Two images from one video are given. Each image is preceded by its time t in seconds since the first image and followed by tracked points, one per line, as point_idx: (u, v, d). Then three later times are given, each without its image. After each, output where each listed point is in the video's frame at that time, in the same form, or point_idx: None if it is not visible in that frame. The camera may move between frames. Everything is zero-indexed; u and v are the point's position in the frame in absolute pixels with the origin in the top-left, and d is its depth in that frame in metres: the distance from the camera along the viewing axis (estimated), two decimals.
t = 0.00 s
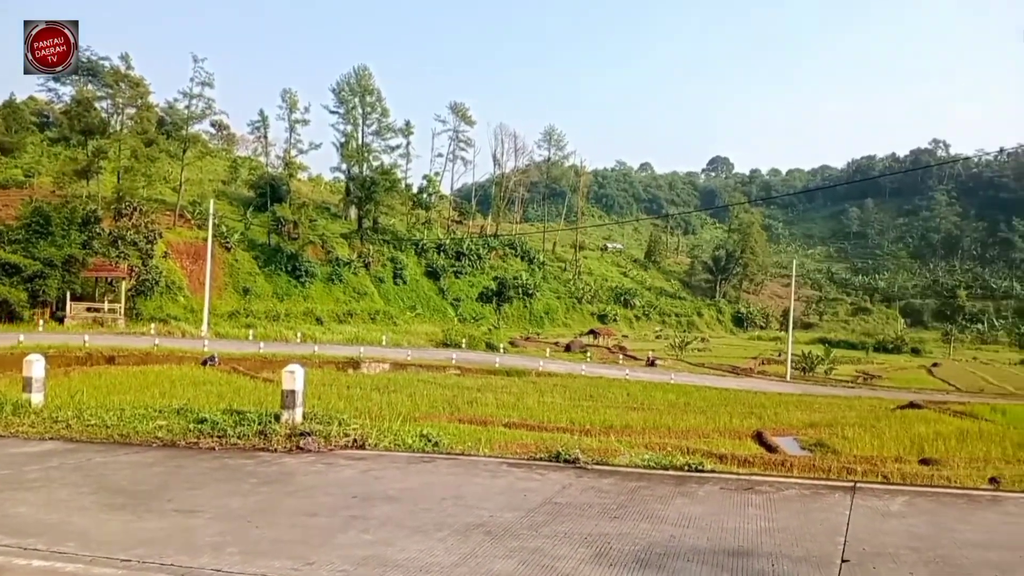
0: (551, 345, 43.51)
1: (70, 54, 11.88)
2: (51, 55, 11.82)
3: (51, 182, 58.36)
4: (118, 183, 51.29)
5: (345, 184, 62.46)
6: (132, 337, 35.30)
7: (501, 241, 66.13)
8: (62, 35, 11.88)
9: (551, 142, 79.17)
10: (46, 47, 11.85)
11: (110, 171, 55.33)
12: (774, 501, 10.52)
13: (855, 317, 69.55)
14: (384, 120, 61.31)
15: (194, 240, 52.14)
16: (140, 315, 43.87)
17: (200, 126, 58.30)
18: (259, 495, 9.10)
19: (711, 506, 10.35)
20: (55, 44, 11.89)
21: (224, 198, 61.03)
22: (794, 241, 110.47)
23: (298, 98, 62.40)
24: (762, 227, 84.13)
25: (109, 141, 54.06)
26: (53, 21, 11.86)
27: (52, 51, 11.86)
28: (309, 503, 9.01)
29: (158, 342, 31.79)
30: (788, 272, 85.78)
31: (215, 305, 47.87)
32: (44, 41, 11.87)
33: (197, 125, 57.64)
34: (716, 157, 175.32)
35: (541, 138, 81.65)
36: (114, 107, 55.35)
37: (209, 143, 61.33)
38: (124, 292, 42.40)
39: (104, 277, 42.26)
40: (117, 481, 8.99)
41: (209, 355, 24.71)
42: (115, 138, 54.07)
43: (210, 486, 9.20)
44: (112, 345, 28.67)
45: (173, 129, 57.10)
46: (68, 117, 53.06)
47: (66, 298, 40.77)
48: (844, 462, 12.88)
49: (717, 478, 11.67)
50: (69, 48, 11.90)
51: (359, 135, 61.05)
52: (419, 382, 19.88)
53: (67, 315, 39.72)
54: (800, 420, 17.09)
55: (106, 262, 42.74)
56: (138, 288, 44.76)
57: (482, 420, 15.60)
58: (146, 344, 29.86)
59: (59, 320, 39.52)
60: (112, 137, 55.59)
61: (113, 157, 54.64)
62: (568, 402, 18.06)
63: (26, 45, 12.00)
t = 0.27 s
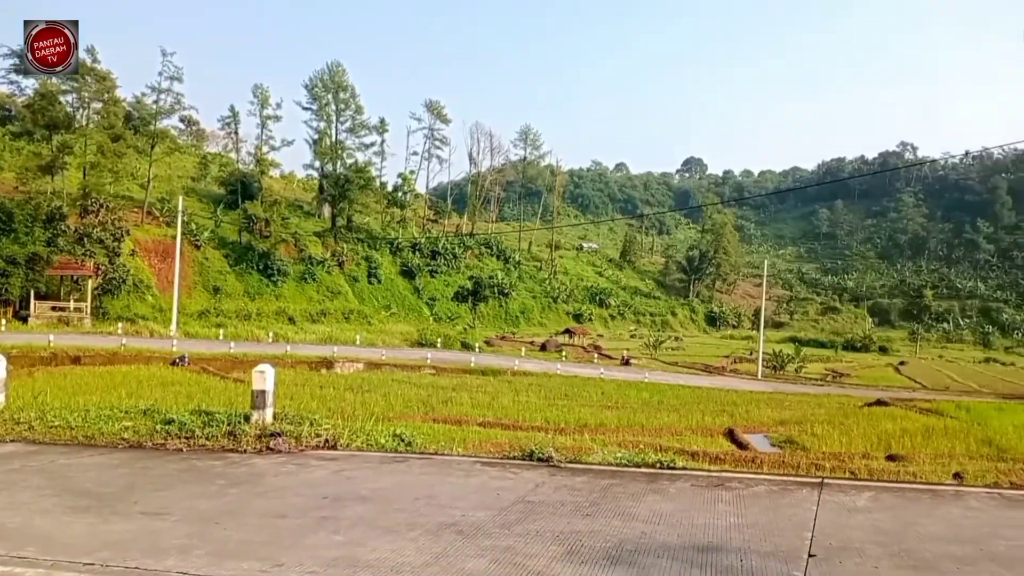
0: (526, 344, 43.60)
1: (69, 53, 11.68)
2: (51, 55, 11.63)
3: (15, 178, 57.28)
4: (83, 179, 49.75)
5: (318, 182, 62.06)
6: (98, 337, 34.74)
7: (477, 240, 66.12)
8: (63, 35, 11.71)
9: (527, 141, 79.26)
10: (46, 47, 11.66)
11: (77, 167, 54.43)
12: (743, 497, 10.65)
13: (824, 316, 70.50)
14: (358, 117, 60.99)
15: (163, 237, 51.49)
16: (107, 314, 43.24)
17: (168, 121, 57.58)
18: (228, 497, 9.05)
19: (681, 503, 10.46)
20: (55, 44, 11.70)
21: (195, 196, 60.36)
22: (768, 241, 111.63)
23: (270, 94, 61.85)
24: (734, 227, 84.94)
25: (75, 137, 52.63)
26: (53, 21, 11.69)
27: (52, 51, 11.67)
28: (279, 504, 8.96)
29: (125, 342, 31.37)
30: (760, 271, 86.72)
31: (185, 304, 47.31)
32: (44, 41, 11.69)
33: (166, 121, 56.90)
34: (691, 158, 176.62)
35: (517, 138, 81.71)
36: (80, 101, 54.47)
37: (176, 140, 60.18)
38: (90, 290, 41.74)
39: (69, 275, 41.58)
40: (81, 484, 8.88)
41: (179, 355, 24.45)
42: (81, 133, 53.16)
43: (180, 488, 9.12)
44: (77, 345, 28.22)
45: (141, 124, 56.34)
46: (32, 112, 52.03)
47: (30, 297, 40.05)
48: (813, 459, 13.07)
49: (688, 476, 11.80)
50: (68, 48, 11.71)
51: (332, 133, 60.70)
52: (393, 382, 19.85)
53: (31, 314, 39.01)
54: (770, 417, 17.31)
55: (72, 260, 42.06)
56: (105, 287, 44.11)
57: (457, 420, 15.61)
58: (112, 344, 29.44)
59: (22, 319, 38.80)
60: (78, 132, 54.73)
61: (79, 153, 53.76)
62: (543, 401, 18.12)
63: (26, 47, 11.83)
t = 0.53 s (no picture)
0: (497, 344, 43.67)
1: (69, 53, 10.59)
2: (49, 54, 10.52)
3: None
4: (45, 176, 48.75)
5: (286, 179, 61.48)
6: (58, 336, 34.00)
7: (448, 239, 65.99)
8: (62, 35, 10.61)
9: (498, 140, 79.29)
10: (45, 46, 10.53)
11: (36, 163, 53.31)
12: (710, 495, 10.73)
13: (791, 315, 71.45)
14: (327, 114, 60.52)
15: (126, 235, 50.65)
16: (68, 313, 42.47)
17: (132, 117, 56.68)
18: (191, 499, 8.89)
19: (649, 501, 10.51)
20: (54, 45, 10.59)
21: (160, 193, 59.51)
22: (736, 241, 112.89)
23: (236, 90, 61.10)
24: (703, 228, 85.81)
25: (35, 132, 51.50)
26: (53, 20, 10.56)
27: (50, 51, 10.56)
28: (244, 506, 8.82)
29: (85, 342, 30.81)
30: (729, 272, 87.65)
31: (148, 302, 46.62)
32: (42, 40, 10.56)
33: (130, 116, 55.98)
34: (662, 158, 177.97)
35: (488, 136, 81.68)
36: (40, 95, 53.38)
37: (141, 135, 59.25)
38: (50, 289, 40.92)
39: (28, 273, 40.73)
40: (39, 487, 8.66)
41: (142, 355, 24.05)
42: (41, 127, 52.05)
43: (140, 491, 8.93)
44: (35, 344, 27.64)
45: (104, 119, 55.37)
46: None
47: None
48: (779, 456, 13.23)
49: (656, 473, 11.85)
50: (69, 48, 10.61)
51: (301, 130, 60.19)
52: (362, 382, 19.70)
53: None
54: (739, 415, 17.48)
55: (31, 258, 41.23)
56: (66, 285, 43.31)
57: (427, 419, 15.53)
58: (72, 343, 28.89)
59: None
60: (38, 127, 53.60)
61: (40, 148, 52.66)
62: (513, 400, 18.10)
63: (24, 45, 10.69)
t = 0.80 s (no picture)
0: (467, 343, 43.59)
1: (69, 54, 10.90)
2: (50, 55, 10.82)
3: None
4: None
5: (252, 176, 60.72)
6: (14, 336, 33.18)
7: (417, 237, 65.70)
8: (62, 35, 10.90)
9: (468, 139, 79.14)
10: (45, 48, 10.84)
11: None
12: (677, 493, 10.79)
13: (758, 314, 72.29)
14: (294, 110, 59.89)
15: (87, 233, 49.65)
16: (25, 313, 41.54)
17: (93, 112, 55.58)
18: (152, 502, 8.70)
19: (616, 499, 10.53)
20: (55, 45, 10.87)
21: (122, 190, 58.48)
22: (704, 240, 113.98)
23: (201, 85, 60.16)
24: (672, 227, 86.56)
25: None
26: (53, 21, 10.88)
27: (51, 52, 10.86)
28: (207, 508, 8.67)
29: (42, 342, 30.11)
30: (697, 271, 88.46)
31: (110, 301, 45.77)
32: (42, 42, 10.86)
33: (91, 111, 54.90)
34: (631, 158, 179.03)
35: (458, 135, 81.49)
36: None
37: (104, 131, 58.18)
38: (7, 287, 39.93)
39: None
40: None
41: (104, 355, 23.58)
42: None
43: (98, 494, 8.73)
44: None
45: (64, 114, 54.22)
46: None
47: None
48: (746, 453, 13.35)
49: (624, 472, 11.89)
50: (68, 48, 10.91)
51: (267, 126, 59.50)
52: (330, 382, 19.51)
53: None
54: (706, 414, 17.61)
55: None
56: (24, 284, 42.35)
57: (395, 419, 15.41)
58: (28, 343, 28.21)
59: None
60: None
61: None
62: (483, 400, 18.04)
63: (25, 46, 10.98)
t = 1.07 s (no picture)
0: (439, 342, 43.37)
1: (70, 53, 12.03)
2: (52, 54, 11.99)
3: None
4: None
5: (220, 173, 59.89)
6: None
7: (389, 236, 65.28)
8: (62, 35, 12.09)
9: (440, 137, 78.91)
10: (47, 47, 12.02)
11: None
12: (648, 491, 10.79)
13: (729, 314, 72.86)
14: (263, 107, 59.25)
15: (51, 231, 48.58)
16: None
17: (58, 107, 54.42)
18: (118, 503, 8.50)
19: (588, 498, 10.51)
20: (55, 44, 12.06)
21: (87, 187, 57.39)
22: (675, 241, 114.75)
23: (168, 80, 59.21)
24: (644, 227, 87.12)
25: None
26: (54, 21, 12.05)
27: (53, 51, 12.02)
28: (174, 510, 8.49)
29: None
30: (669, 271, 88.99)
31: (74, 300, 44.85)
32: (45, 40, 12.06)
33: (55, 106, 53.79)
34: (603, 158, 179.70)
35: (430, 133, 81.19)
36: None
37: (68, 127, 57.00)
38: None
39: None
40: None
41: (66, 355, 23.05)
42: None
43: (61, 495, 8.50)
44: None
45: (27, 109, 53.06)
46: None
47: None
48: (717, 452, 13.41)
49: (596, 471, 11.87)
50: (69, 47, 12.07)
51: (236, 123, 58.78)
52: (300, 382, 19.28)
53: None
54: (678, 413, 17.66)
55: None
56: None
57: (367, 420, 15.24)
58: None
59: None
60: None
61: None
62: (455, 400, 17.93)
63: (25, 45, 12.14)
